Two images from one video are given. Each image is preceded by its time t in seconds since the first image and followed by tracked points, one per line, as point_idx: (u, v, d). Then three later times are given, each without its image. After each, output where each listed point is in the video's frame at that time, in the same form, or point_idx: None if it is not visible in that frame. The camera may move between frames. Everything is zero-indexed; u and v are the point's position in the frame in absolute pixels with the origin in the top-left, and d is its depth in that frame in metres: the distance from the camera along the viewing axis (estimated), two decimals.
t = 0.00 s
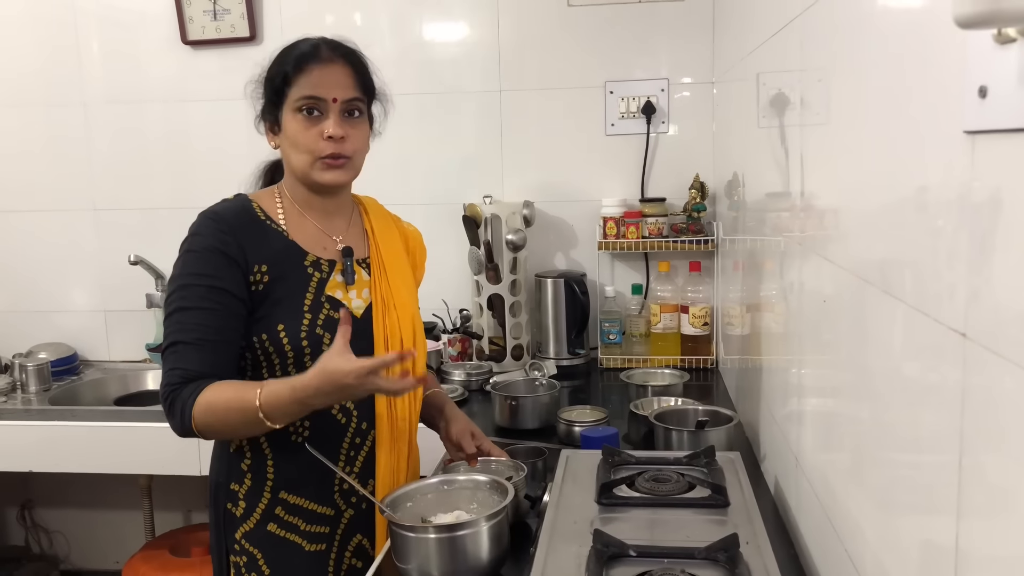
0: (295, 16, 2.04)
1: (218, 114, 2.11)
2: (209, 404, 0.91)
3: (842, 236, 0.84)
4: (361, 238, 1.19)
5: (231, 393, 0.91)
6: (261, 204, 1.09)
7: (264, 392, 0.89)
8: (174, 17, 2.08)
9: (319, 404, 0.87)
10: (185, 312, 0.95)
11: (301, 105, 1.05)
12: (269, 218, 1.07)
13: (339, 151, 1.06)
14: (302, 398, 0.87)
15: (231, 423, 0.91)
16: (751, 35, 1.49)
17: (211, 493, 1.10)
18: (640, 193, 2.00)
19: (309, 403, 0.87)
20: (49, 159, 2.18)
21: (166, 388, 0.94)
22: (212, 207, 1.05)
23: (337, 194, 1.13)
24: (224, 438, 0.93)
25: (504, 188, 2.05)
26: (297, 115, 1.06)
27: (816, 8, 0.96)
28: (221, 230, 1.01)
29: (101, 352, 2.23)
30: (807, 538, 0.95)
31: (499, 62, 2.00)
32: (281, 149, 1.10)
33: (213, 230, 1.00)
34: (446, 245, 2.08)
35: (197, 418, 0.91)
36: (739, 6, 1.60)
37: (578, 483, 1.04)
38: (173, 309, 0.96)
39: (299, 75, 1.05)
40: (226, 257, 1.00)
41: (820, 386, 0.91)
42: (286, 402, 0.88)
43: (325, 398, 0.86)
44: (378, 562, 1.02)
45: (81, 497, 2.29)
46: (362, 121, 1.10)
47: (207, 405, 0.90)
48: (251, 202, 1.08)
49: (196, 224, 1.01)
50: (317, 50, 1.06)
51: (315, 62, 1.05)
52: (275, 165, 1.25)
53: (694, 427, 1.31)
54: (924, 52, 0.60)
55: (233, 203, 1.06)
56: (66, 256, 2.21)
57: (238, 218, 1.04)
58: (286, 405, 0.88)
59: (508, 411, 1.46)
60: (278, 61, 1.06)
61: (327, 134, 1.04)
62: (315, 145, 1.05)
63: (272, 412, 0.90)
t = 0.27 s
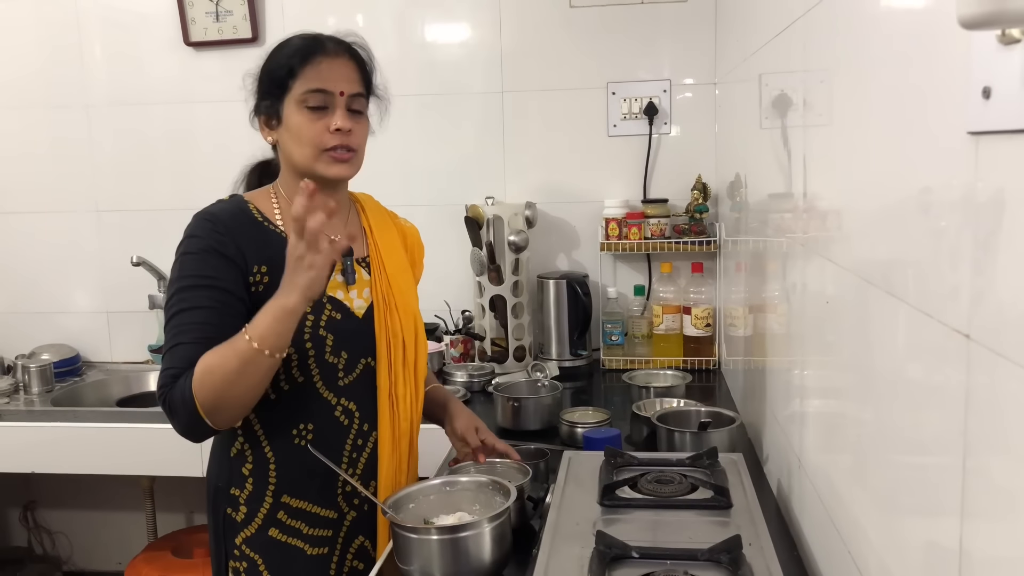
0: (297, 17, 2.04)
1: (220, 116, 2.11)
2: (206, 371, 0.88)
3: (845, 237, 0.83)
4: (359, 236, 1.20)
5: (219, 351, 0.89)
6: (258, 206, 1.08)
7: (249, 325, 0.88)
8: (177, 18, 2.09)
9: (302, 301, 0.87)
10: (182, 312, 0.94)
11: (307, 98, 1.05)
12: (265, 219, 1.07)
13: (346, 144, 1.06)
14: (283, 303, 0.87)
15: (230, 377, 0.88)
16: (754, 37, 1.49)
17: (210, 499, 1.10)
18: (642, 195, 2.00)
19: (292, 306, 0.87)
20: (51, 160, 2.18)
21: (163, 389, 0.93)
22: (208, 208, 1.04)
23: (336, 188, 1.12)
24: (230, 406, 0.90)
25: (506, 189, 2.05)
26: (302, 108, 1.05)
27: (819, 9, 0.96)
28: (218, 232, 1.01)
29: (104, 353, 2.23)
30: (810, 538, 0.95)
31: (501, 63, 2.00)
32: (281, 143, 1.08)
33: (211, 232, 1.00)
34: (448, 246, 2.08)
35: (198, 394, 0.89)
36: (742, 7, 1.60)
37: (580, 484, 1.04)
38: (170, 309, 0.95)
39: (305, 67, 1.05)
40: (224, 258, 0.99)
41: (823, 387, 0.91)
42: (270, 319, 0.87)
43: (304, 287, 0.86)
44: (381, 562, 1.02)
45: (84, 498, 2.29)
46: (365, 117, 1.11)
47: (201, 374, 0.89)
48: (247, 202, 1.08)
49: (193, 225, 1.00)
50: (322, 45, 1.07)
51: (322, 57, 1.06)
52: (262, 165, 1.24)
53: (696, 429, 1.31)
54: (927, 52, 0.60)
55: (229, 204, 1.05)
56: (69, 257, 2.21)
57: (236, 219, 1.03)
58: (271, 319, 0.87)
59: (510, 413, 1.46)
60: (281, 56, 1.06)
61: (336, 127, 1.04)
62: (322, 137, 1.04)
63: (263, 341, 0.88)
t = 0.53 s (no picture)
0: (299, 18, 2.04)
1: (222, 117, 2.12)
2: (205, 381, 0.88)
3: (847, 239, 0.83)
4: (356, 232, 1.20)
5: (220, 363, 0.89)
6: (253, 204, 1.08)
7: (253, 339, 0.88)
8: (179, 20, 2.09)
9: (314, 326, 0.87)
10: (175, 317, 0.94)
11: (293, 92, 1.05)
12: (263, 218, 1.06)
13: (336, 133, 1.05)
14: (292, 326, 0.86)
15: (232, 390, 0.88)
16: (755, 38, 1.48)
17: (205, 504, 1.08)
18: (644, 196, 2.00)
19: (303, 330, 0.86)
20: (54, 161, 2.19)
21: (158, 395, 0.93)
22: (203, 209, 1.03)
23: (330, 182, 1.12)
24: (228, 416, 0.91)
25: (508, 190, 2.05)
26: (289, 102, 1.06)
27: (821, 9, 0.96)
28: (213, 233, 1.00)
29: (106, 355, 2.24)
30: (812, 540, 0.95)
31: (503, 64, 2.00)
32: (272, 142, 1.09)
33: (206, 234, 0.99)
34: (450, 247, 2.08)
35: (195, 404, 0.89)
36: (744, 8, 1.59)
37: (583, 486, 1.04)
38: (163, 315, 0.95)
39: (290, 60, 1.05)
40: (220, 260, 0.98)
41: (825, 388, 0.91)
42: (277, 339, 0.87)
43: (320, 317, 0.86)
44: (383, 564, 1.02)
45: (86, 499, 2.30)
46: (354, 108, 1.10)
47: (200, 385, 0.88)
48: (243, 202, 1.07)
49: (189, 227, 0.99)
50: (306, 38, 1.08)
51: (305, 49, 1.07)
52: (256, 168, 1.23)
53: (698, 430, 1.31)
54: (930, 52, 0.59)
55: (225, 204, 1.04)
56: (71, 259, 2.22)
57: (232, 220, 1.02)
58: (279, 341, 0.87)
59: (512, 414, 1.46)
60: (265, 53, 1.07)
61: (323, 117, 1.04)
62: (311, 128, 1.04)
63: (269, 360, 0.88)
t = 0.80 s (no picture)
0: (299, 20, 2.05)
1: (223, 118, 2.12)
2: (190, 377, 0.87)
3: (848, 239, 0.83)
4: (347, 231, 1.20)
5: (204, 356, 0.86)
6: (244, 206, 1.08)
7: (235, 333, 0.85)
8: (180, 21, 2.09)
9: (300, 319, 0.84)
10: (169, 313, 0.93)
11: (279, 91, 1.06)
12: (252, 218, 1.07)
13: (322, 133, 1.05)
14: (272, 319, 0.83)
15: (218, 386, 0.86)
16: (756, 38, 1.48)
17: (203, 511, 1.07)
18: (645, 197, 2.00)
19: (285, 323, 0.84)
20: (55, 162, 2.19)
21: (146, 394, 0.92)
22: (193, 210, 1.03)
23: (320, 182, 1.12)
24: (214, 412, 0.89)
25: (508, 191, 2.05)
26: (276, 101, 1.06)
27: (821, 9, 0.96)
28: (204, 233, 1.00)
29: (107, 356, 2.24)
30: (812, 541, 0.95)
31: (503, 65, 2.00)
32: (260, 142, 1.09)
33: (198, 233, 0.99)
34: (451, 248, 2.08)
35: (179, 398, 0.87)
36: (744, 8, 1.59)
37: (583, 486, 1.04)
38: (153, 312, 0.94)
39: (276, 59, 1.06)
40: (211, 259, 0.99)
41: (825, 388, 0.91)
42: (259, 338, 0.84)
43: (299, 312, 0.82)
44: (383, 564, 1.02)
45: (87, 500, 2.30)
46: (342, 106, 1.10)
47: (187, 384, 0.87)
48: (232, 203, 1.08)
49: (180, 227, 0.99)
50: (293, 37, 1.08)
51: (292, 48, 1.07)
52: (246, 172, 1.23)
53: (699, 430, 1.31)
54: (929, 52, 0.59)
55: (215, 206, 1.04)
56: (73, 260, 2.22)
57: (222, 220, 1.03)
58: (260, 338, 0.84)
59: (513, 415, 1.46)
60: (252, 54, 1.07)
61: (310, 116, 1.04)
62: (297, 128, 1.04)
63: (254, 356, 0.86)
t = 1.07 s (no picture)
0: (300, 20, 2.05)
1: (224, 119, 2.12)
2: (178, 375, 0.87)
3: (848, 238, 0.83)
4: (340, 229, 1.20)
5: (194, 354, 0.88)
6: (235, 206, 1.08)
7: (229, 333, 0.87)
8: (180, 22, 2.09)
9: (287, 326, 0.85)
10: (159, 311, 0.93)
11: (268, 91, 1.05)
12: (243, 218, 1.07)
13: (311, 132, 1.05)
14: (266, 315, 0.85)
15: (203, 384, 0.87)
16: (757, 38, 1.48)
17: (201, 515, 1.07)
18: (646, 197, 2.00)
19: (276, 324, 0.85)
20: (57, 163, 2.19)
21: (134, 391, 0.92)
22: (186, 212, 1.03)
23: (309, 182, 1.12)
24: (200, 413, 0.89)
25: (509, 191, 2.05)
26: (264, 101, 1.06)
27: (822, 8, 0.96)
28: (195, 233, 1.00)
29: (108, 357, 2.24)
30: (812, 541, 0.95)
31: (504, 65, 2.00)
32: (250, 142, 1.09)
33: (188, 234, 0.99)
34: (452, 249, 2.09)
35: (167, 397, 0.88)
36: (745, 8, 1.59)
37: (584, 486, 1.04)
38: (143, 310, 0.95)
39: (264, 59, 1.06)
40: (202, 258, 0.99)
41: (826, 389, 0.91)
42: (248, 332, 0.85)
43: (291, 312, 0.84)
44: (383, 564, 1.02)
45: (89, 501, 2.30)
46: (331, 105, 1.10)
47: (176, 377, 0.87)
48: (223, 203, 1.08)
49: (171, 228, 0.99)
50: (280, 36, 1.08)
51: (280, 47, 1.07)
52: (238, 173, 1.23)
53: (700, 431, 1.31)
54: (929, 52, 0.59)
55: (207, 207, 1.05)
56: (74, 261, 2.22)
57: (213, 222, 1.03)
58: (250, 334, 0.86)
59: (514, 415, 1.46)
60: (240, 54, 1.07)
61: (298, 115, 1.04)
62: (285, 127, 1.04)
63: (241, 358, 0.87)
